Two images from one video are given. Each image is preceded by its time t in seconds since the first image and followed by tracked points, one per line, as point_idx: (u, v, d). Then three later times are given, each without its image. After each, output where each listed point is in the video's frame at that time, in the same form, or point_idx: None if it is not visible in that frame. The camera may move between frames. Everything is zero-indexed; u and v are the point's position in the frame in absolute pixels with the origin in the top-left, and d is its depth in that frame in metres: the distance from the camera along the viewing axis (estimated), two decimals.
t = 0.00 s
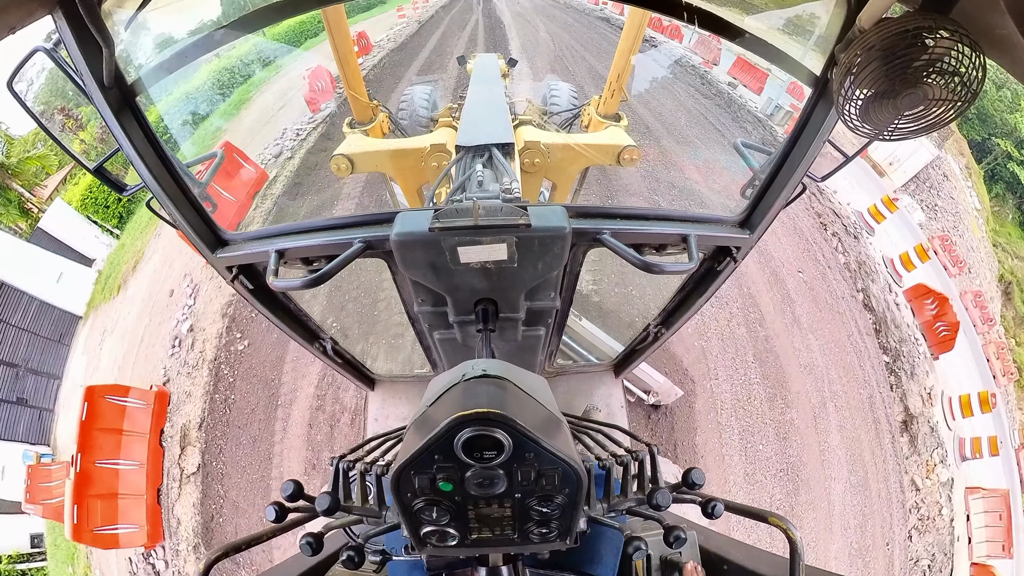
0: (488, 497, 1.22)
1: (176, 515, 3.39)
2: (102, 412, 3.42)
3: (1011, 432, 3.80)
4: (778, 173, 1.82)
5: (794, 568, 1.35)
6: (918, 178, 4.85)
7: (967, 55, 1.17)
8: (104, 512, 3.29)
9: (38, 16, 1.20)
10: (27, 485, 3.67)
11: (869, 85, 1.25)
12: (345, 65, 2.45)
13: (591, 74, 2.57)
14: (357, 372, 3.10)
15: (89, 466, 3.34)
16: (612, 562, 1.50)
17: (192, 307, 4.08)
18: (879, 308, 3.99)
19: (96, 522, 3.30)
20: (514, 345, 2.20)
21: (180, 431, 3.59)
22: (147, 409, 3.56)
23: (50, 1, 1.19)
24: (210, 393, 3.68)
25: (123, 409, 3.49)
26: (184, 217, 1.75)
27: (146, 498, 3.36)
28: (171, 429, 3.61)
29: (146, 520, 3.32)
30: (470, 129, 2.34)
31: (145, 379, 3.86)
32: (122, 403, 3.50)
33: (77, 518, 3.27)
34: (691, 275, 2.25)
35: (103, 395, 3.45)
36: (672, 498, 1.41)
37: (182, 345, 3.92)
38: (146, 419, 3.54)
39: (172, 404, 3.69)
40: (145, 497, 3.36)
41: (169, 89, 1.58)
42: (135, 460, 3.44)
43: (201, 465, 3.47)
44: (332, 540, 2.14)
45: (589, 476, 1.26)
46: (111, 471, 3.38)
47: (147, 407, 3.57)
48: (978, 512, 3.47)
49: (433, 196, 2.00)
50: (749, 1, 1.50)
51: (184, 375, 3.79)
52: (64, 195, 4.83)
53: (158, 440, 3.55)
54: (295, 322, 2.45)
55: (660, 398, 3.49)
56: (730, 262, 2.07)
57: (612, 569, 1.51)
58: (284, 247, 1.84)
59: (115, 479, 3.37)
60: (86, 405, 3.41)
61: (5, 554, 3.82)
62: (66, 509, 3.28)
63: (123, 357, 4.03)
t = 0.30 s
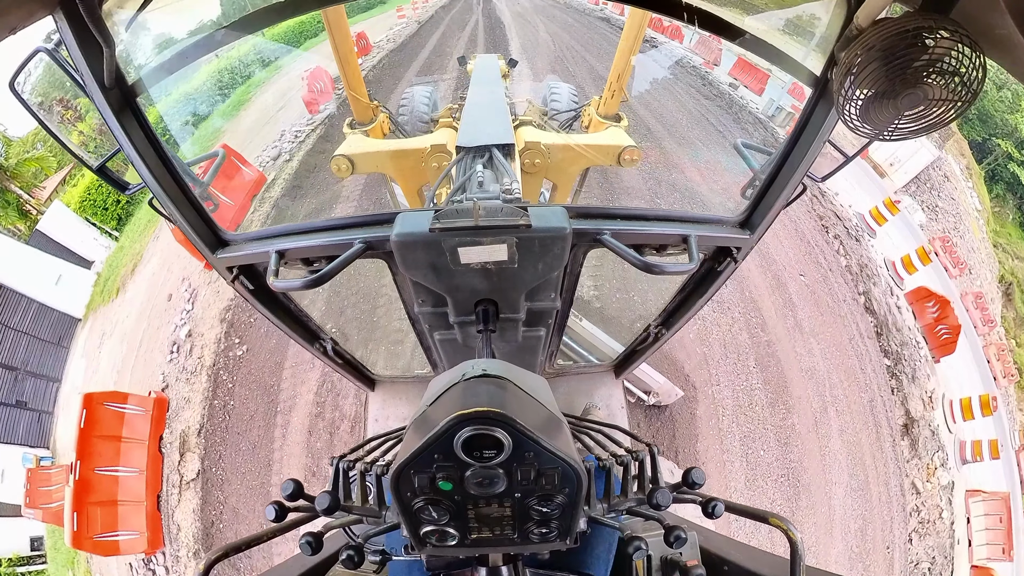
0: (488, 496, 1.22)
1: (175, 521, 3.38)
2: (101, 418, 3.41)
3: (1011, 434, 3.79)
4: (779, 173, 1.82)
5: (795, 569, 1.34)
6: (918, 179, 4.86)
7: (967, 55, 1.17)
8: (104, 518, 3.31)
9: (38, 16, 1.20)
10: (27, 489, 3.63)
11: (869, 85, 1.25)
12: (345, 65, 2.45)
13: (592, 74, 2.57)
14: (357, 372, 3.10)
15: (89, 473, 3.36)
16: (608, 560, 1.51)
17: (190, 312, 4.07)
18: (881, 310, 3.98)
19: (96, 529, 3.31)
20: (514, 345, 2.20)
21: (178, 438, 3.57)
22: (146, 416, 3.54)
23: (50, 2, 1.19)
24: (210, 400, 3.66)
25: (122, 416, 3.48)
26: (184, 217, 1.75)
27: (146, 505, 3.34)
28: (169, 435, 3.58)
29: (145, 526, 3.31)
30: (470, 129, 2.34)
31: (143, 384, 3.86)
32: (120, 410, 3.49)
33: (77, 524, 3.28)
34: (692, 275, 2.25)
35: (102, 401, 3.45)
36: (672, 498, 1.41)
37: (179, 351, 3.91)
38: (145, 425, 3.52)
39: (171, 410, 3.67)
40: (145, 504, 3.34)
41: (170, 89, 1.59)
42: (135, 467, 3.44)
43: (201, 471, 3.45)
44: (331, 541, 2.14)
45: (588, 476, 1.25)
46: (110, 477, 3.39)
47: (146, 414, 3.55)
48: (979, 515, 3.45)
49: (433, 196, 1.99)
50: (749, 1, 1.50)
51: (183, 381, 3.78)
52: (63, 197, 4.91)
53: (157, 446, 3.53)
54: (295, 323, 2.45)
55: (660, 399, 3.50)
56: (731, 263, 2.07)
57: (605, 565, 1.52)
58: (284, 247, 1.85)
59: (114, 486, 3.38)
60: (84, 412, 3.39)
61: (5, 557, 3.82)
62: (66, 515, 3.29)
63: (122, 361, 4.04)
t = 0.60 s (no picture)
0: (488, 496, 1.22)
1: (175, 530, 3.38)
2: (99, 428, 3.41)
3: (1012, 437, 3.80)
4: (778, 172, 1.82)
5: (795, 568, 1.35)
6: (920, 180, 4.88)
7: (967, 55, 1.17)
8: (103, 527, 3.31)
9: (37, 15, 1.20)
10: (26, 494, 3.63)
11: (869, 85, 1.25)
12: (346, 65, 2.44)
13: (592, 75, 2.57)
14: (357, 372, 3.10)
15: (87, 483, 3.34)
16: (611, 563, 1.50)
17: (188, 319, 4.08)
18: (882, 314, 3.99)
19: (95, 538, 3.32)
20: (514, 344, 2.20)
21: (177, 446, 3.58)
22: (144, 424, 3.54)
23: (49, 1, 1.19)
24: (211, 395, 3.71)
25: (120, 425, 3.48)
26: (184, 217, 1.75)
27: (146, 514, 3.35)
28: (167, 443, 3.59)
29: (145, 535, 3.32)
30: (470, 128, 2.34)
31: (141, 392, 3.86)
32: (118, 419, 3.49)
33: (77, 534, 3.28)
34: (691, 274, 2.25)
35: (99, 411, 3.44)
36: (671, 497, 1.41)
37: (177, 358, 3.92)
38: (143, 434, 3.52)
39: (168, 419, 3.67)
40: (144, 513, 3.36)
41: (169, 89, 1.59)
42: (133, 476, 3.43)
43: (200, 480, 3.45)
44: (332, 540, 2.14)
45: (588, 475, 1.26)
46: (110, 487, 3.38)
47: (144, 422, 3.55)
48: (979, 520, 3.45)
49: (433, 195, 1.99)
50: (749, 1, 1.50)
51: (181, 389, 3.79)
52: (61, 201, 4.90)
53: (156, 456, 3.53)
54: (295, 322, 2.45)
55: (660, 398, 3.51)
56: (730, 262, 2.07)
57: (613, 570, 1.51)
58: (284, 246, 1.85)
59: (113, 495, 3.37)
60: (81, 422, 3.39)
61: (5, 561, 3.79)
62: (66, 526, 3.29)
63: (119, 368, 4.05)
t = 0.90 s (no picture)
0: (487, 497, 1.22)
1: (176, 552, 3.34)
2: (94, 455, 3.41)
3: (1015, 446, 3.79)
4: (779, 173, 1.82)
5: (795, 569, 1.35)
6: (924, 184, 4.89)
7: (967, 56, 1.17)
8: (103, 553, 3.31)
9: (39, 16, 1.20)
10: (25, 509, 3.60)
11: (869, 87, 1.25)
12: (346, 64, 2.47)
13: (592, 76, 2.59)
14: (357, 373, 3.10)
15: (84, 510, 3.36)
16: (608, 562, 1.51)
17: (181, 338, 3.99)
18: (889, 328, 3.98)
19: (96, 565, 3.31)
20: (514, 346, 2.20)
21: (175, 469, 3.51)
22: (140, 449, 3.49)
23: (50, 1, 1.18)
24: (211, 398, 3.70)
25: (115, 450, 3.46)
26: (184, 217, 1.75)
27: (146, 537, 3.33)
28: (165, 466, 3.52)
29: (146, 559, 3.30)
30: (469, 129, 2.35)
31: (136, 414, 3.76)
32: (114, 444, 3.47)
33: (77, 562, 3.28)
34: (691, 276, 2.25)
35: (95, 437, 3.44)
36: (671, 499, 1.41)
37: (172, 380, 3.81)
38: (139, 458, 3.47)
39: (165, 441, 3.60)
40: (144, 537, 3.33)
41: (169, 90, 1.59)
42: (131, 500, 3.40)
43: (198, 502, 3.40)
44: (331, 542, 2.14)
45: (588, 476, 1.25)
46: (108, 513, 3.37)
47: (140, 446, 3.50)
48: (979, 531, 3.46)
49: (433, 196, 1.99)
50: (751, 2, 1.50)
51: (176, 413, 3.70)
52: (55, 208, 4.75)
53: (153, 478, 3.47)
54: (295, 323, 2.44)
55: (660, 400, 3.51)
56: (730, 263, 2.07)
57: (608, 568, 1.51)
58: (284, 247, 1.84)
59: (112, 520, 3.36)
60: (76, 449, 3.39)
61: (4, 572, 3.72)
62: (66, 552, 3.29)
63: (115, 384, 3.93)
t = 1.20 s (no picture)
0: (486, 497, 1.22)
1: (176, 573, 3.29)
2: (91, 479, 3.36)
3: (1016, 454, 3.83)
4: (778, 173, 1.82)
5: (793, 569, 1.36)
6: (926, 188, 4.88)
7: (966, 58, 1.17)
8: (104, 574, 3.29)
9: (37, 13, 1.19)
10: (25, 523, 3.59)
11: (868, 87, 1.25)
12: (346, 64, 2.40)
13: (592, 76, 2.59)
14: (356, 372, 3.09)
15: (83, 533, 3.30)
16: (608, 562, 1.51)
17: (175, 358, 3.90)
18: (893, 339, 3.97)
19: None
20: (513, 345, 2.20)
21: (173, 489, 3.44)
22: (138, 470, 3.43)
23: None
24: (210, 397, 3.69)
25: (113, 472, 3.40)
26: (183, 216, 1.74)
27: (146, 558, 3.29)
28: (162, 488, 3.45)
29: None
30: (469, 129, 2.34)
31: (131, 438, 3.68)
32: (111, 466, 3.41)
33: None
34: (689, 276, 2.25)
35: (91, 461, 3.39)
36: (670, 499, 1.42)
37: (168, 401, 3.73)
38: (137, 481, 3.41)
39: (162, 462, 3.53)
40: (144, 557, 3.29)
41: (167, 89, 1.58)
42: (129, 522, 3.35)
43: (197, 523, 3.35)
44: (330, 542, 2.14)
45: (587, 476, 1.25)
46: (107, 535, 3.32)
47: (138, 468, 3.43)
48: (979, 542, 3.48)
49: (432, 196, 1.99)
50: (751, 3, 1.50)
51: (172, 434, 3.62)
52: (51, 214, 4.70)
53: (151, 501, 3.41)
54: (295, 323, 2.44)
55: (657, 401, 3.52)
56: (729, 263, 2.07)
57: (608, 568, 1.52)
58: (282, 246, 1.84)
59: (111, 542, 3.32)
60: (73, 474, 3.33)
61: None
62: None
63: (111, 399, 3.87)
